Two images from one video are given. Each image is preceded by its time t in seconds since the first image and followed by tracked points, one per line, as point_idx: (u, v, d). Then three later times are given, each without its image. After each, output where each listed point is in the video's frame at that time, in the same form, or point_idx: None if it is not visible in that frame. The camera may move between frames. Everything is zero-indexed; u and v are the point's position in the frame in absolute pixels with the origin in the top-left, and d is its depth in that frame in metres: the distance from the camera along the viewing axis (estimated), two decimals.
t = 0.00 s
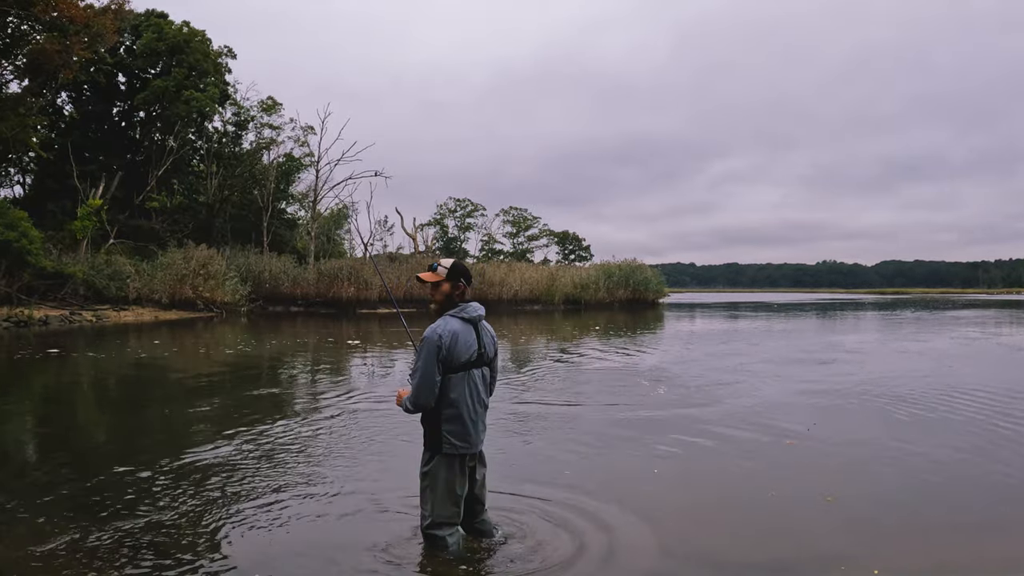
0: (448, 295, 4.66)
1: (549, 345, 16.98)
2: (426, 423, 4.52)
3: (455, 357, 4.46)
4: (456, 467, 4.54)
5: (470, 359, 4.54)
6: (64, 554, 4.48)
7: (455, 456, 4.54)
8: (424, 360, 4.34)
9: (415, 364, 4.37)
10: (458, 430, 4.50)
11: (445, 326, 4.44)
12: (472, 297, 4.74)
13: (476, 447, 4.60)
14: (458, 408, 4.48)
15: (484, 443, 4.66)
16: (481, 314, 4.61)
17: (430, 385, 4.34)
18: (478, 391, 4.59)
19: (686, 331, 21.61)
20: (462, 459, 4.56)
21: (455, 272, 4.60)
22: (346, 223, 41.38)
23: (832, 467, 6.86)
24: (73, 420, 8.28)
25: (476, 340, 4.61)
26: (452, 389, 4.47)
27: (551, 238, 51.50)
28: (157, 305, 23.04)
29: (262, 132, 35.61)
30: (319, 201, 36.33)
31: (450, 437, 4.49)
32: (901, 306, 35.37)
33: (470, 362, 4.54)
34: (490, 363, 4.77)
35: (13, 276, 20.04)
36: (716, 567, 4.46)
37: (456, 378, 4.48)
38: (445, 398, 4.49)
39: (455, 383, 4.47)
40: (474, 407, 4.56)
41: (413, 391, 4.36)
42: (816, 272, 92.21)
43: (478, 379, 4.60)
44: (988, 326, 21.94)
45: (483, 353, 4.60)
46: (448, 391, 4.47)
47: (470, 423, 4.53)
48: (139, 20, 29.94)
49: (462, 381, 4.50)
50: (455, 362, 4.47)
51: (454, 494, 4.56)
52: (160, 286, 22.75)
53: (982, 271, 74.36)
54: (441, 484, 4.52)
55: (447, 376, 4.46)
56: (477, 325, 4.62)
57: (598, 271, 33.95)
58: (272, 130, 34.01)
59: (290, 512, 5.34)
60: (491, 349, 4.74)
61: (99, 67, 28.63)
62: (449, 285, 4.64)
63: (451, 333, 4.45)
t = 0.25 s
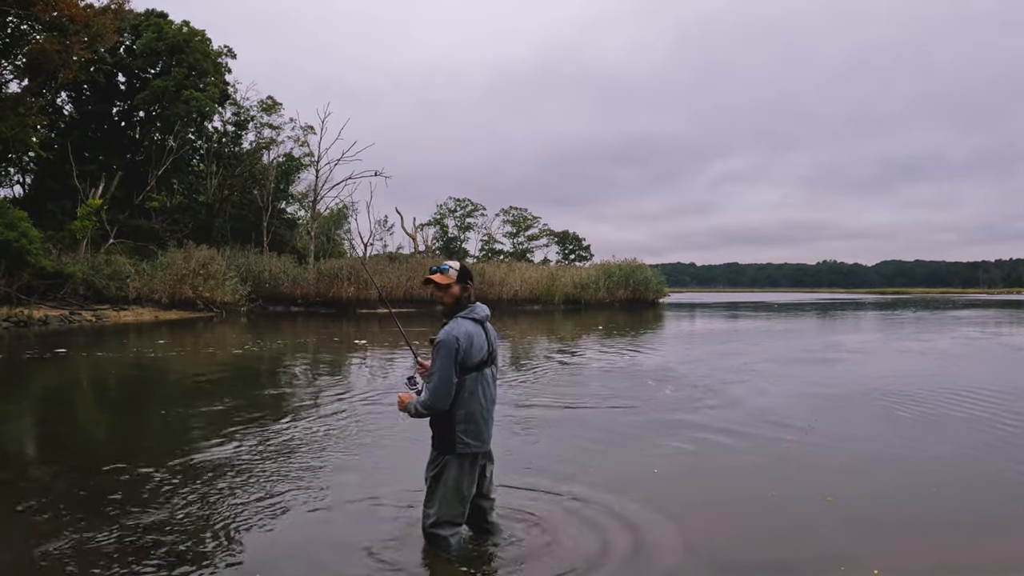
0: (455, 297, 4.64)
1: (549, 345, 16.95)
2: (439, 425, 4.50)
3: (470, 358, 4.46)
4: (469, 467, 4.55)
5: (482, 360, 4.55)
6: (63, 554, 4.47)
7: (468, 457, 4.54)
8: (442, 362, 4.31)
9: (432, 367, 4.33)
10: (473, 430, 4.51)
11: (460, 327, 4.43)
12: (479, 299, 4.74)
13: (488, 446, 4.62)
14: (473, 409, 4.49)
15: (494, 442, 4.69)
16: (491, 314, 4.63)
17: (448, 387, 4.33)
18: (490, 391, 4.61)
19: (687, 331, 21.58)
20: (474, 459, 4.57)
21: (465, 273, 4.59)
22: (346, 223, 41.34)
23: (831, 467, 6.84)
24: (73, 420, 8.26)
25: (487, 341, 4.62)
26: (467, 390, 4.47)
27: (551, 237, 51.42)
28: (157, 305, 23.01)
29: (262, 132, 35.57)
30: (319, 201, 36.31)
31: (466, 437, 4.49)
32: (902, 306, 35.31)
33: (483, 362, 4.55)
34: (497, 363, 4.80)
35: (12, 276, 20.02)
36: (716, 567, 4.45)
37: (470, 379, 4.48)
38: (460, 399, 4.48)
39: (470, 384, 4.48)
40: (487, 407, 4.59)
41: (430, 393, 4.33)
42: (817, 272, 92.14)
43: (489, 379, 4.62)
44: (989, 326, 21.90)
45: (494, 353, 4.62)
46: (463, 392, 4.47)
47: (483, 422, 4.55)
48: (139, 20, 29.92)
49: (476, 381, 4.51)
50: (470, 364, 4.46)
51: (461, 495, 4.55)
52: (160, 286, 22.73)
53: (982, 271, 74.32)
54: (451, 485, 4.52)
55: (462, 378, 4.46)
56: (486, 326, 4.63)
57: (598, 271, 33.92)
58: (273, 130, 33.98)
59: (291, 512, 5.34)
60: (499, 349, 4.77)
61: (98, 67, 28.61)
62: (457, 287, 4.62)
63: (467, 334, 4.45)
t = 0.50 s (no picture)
0: (469, 300, 4.65)
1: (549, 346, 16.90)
2: (452, 427, 4.50)
3: (488, 363, 4.48)
4: (480, 469, 4.54)
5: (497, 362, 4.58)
6: (64, 555, 4.44)
7: (480, 458, 4.56)
8: (460, 366, 4.33)
9: (452, 370, 4.34)
10: (487, 430, 4.52)
11: (478, 330, 4.45)
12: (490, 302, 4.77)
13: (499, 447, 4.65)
14: (489, 411, 4.51)
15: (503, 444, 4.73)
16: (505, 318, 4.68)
17: (468, 390, 4.35)
18: (502, 393, 4.65)
19: (687, 331, 21.55)
20: (485, 459, 4.57)
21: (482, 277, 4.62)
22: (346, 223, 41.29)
23: (831, 467, 6.83)
24: (74, 420, 8.25)
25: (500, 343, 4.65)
26: (483, 391, 4.49)
27: (551, 237, 51.33)
28: (157, 305, 22.98)
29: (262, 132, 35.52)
30: (319, 201, 36.27)
31: (480, 439, 4.50)
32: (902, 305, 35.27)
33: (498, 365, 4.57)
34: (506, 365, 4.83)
35: (12, 276, 19.99)
36: (718, 567, 4.44)
37: (488, 382, 4.51)
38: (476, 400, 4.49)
39: (487, 388, 4.50)
40: (500, 409, 4.63)
41: (449, 396, 4.34)
42: (817, 271, 92.06)
43: (502, 382, 4.66)
44: (990, 326, 21.86)
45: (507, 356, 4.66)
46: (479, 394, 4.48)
47: (496, 423, 4.57)
48: (139, 20, 29.90)
49: (491, 383, 4.53)
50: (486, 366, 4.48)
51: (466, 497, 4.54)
52: (160, 285, 22.71)
53: (982, 270, 74.32)
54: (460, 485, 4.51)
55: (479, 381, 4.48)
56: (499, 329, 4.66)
57: (598, 271, 33.91)
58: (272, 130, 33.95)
59: (292, 513, 5.32)
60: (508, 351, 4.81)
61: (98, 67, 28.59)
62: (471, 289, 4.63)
63: (484, 336, 4.46)
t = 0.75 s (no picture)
0: (482, 301, 4.73)
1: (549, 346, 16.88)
2: (464, 425, 4.58)
3: (499, 362, 4.56)
4: (490, 468, 4.61)
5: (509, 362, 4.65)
6: (64, 555, 4.43)
7: (491, 456, 4.62)
8: (473, 365, 4.40)
9: (464, 369, 4.43)
10: (498, 429, 4.59)
11: (489, 330, 4.53)
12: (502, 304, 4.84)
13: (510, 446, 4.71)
14: (500, 410, 4.58)
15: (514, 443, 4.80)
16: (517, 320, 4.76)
17: (479, 389, 4.43)
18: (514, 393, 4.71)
19: (687, 331, 21.52)
20: (496, 458, 4.64)
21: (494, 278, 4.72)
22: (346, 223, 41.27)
23: (831, 466, 6.81)
24: (73, 420, 8.24)
25: (512, 344, 4.72)
26: (494, 391, 4.56)
27: (551, 237, 51.30)
28: (157, 305, 22.96)
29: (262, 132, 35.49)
30: (319, 201, 36.23)
31: (491, 438, 4.57)
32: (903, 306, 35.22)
33: (509, 365, 4.65)
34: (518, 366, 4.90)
35: (12, 276, 19.98)
36: (716, 567, 4.42)
37: (500, 381, 4.59)
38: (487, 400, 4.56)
39: (498, 387, 4.58)
40: (512, 408, 4.70)
41: (461, 394, 4.43)
42: (817, 271, 92.01)
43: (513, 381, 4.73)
44: (991, 326, 21.82)
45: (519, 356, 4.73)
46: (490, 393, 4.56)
47: (508, 422, 4.64)
48: (139, 20, 29.89)
49: (503, 383, 4.60)
50: (498, 365, 4.56)
51: (476, 495, 4.60)
52: (160, 285, 22.69)
53: (982, 271, 74.28)
54: (470, 483, 4.58)
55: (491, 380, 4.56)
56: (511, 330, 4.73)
57: (598, 271, 33.88)
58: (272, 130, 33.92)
59: (292, 513, 5.31)
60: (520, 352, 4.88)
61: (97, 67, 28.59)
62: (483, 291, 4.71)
63: (496, 337, 4.54)
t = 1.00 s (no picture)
0: (488, 302, 4.73)
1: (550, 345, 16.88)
2: (469, 424, 4.59)
3: (504, 361, 4.56)
4: (495, 467, 4.62)
5: (514, 362, 4.64)
6: (65, 555, 4.42)
7: (495, 455, 4.62)
8: (477, 365, 4.41)
9: (467, 368, 4.43)
10: (502, 429, 4.59)
11: (493, 330, 4.54)
12: (509, 303, 4.83)
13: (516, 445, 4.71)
14: (504, 409, 4.58)
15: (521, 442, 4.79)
16: (523, 319, 4.75)
17: (483, 388, 4.43)
18: (518, 393, 4.70)
19: (688, 331, 21.51)
20: (502, 457, 4.65)
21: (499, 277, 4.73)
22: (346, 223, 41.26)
23: (831, 466, 6.79)
24: (75, 420, 8.23)
25: (518, 344, 4.71)
26: (498, 390, 4.57)
27: (551, 237, 51.30)
28: (157, 305, 22.94)
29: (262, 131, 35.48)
30: (319, 201, 36.18)
31: (495, 436, 4.57)
32: (903, 305, 35.21)
33: (515, 365, 4.64)
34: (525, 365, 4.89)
35: (12, 276, 19.97)
36: (715, 567, 4.40)
37: (504, 380, 4.58)
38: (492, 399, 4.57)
39: (503, 386, 4.57)
40: (517, 407, 4.69)
41: (464, 393, 4.43)
42: (817, 271, 92.00)
43: (519, 381, 4.72)
44: (992, 326, 21.80)
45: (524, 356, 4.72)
46: (494, 393, 4.56)
47: (512, 422, 4.64)
48: (139, 19, 29.86)
49: (507, 383, 4.60)
50: (501, 366, 4.55)
51: (480, 493, 4.61)
52: (160, 285, 22.67)
53: (983, 271, 74.29)
54: (474, 481, 4.59)
55: (495, 380, 4.56)
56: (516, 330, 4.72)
57: (598, 271, 33.85)
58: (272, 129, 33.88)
59: (294, 513, 5.29)
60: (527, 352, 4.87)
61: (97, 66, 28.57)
62: (489, 292, 4.71)
63: (500, 337, 4.54)
